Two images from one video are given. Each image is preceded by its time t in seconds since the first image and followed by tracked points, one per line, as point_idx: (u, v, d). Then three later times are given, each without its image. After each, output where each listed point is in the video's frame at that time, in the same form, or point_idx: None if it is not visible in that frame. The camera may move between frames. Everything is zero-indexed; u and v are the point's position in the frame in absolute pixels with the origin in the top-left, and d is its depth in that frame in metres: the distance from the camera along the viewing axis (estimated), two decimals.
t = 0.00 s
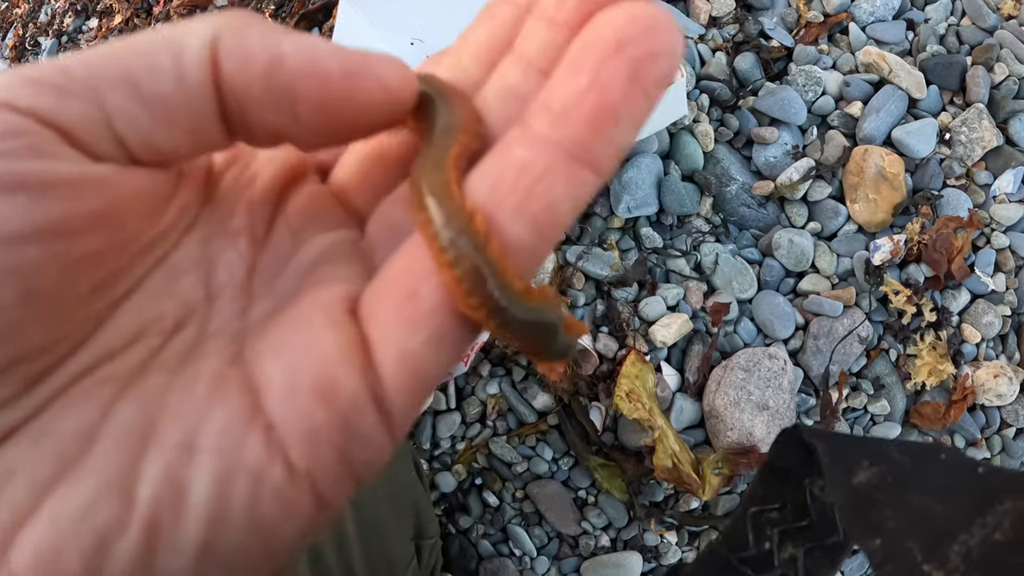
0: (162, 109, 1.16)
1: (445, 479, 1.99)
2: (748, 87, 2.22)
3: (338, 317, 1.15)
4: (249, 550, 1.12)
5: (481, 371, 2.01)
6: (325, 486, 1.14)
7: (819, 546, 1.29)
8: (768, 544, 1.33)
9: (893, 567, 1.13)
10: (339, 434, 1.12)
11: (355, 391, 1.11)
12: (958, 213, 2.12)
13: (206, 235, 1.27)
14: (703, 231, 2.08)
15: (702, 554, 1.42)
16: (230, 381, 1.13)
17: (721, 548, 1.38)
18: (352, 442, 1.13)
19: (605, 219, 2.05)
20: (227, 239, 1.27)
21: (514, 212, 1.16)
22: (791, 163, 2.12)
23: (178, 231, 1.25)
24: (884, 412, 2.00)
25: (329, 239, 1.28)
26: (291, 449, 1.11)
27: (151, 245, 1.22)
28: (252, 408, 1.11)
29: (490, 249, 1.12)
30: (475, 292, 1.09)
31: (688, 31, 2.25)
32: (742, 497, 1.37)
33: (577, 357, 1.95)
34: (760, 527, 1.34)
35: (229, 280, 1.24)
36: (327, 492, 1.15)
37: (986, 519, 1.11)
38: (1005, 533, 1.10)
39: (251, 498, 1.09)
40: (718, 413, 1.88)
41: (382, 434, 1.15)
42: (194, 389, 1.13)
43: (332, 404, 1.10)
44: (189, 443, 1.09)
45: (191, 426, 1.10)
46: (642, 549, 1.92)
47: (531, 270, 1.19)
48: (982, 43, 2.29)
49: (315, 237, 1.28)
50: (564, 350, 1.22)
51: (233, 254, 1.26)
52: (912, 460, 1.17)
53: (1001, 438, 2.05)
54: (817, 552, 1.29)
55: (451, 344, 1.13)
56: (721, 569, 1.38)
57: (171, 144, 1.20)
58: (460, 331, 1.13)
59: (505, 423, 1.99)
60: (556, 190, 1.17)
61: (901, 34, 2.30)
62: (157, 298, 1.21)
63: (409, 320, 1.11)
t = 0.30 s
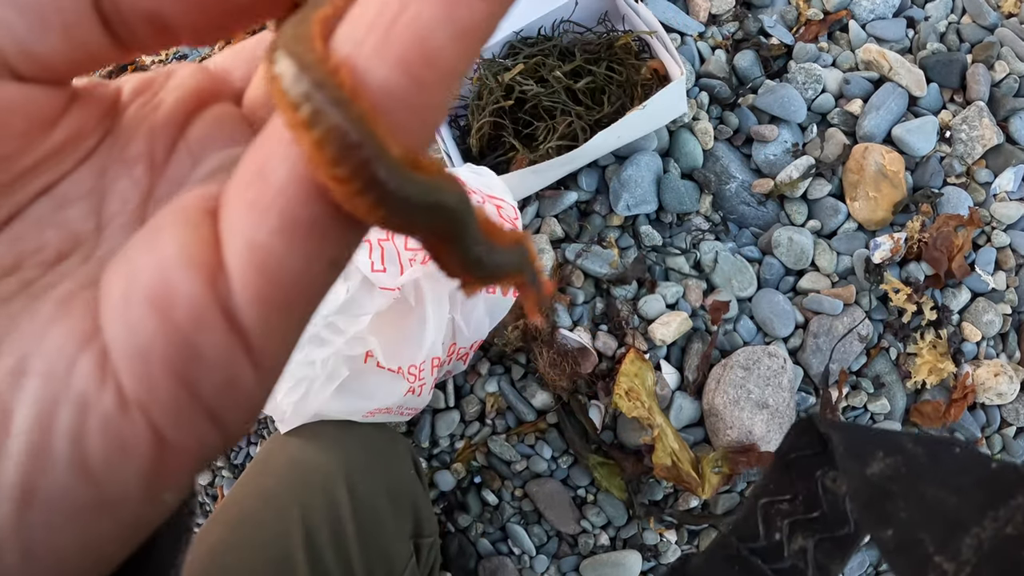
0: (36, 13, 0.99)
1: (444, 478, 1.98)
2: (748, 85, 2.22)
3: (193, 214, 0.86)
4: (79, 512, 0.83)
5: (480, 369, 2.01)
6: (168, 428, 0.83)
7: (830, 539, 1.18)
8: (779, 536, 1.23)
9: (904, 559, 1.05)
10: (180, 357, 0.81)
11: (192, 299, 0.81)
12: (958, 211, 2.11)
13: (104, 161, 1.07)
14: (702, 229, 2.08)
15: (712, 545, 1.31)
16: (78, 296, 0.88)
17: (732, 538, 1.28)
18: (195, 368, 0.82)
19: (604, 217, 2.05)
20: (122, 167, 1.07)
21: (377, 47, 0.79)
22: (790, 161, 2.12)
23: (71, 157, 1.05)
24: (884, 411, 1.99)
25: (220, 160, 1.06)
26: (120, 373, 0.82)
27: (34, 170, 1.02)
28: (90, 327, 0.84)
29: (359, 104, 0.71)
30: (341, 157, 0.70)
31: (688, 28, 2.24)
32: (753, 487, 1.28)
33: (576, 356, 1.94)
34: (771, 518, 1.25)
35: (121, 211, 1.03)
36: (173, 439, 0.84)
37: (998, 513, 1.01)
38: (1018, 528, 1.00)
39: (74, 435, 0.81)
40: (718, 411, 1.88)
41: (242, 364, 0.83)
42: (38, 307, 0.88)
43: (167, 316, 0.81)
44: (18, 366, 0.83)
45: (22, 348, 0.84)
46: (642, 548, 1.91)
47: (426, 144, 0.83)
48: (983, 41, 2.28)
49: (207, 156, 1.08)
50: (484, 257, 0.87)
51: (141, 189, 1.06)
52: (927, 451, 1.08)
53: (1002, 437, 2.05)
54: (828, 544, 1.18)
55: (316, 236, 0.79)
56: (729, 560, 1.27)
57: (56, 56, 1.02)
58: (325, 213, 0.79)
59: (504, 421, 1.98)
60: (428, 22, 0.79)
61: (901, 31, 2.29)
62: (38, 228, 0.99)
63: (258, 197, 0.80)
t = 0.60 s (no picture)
0: None
1: (445, 478, 1.98)
2: (749, 84, 2.21)
3: (141, 185, 0.84)
4: (29, 490, 0.82)
5: (481, 369, 2.00)
6: (111, 406, 0.81)
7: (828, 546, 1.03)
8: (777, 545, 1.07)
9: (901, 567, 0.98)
10: (121, 330, 0.80)
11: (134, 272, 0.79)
12: (959, 211, 2.11)
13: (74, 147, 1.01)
14: (703, 229, 2.08)
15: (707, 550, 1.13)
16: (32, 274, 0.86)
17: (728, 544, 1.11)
18: (137, 341, 0.80)
19: (605, 216, 2.05)
20: (91, 151, 1.00)
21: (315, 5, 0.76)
22: (792, 161, 2.11)
23: (43, 141, 1.01)
24: (885, 410, 1.99)
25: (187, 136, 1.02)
26: (63, 345, 0.80)
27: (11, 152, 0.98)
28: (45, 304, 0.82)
29: (306, 74, 0.69)
30: (294, 136, 0.68)
31: (688, 28, 2.24)
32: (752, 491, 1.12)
33: (576, 355, 1.94)
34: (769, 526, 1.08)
35: (92, 192, 0.96)
36: (116, 416, 0.82)
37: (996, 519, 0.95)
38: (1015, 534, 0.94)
39: (19, 411, 0.80)
40: (719, 411, 1.88)
41: (184, 336, 0.81)
42: None
43: (109, 289, 0.80)
44: None
45: None
46: (642, 548, 1.91)
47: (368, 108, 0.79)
48: (984, 41, 2.27)
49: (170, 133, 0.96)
50: (444, 240, 0.88)
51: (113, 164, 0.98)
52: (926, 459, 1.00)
53: (1002, 438, 2.05)
54: (826, 552, 1.03)
55: (257, 204, 0.78)
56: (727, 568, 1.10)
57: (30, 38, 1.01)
58: (269, 181, 0.77)
59: (505, 421, 1.98)
60: None
61: (902, 31, 2.28)
62: (6, 212, 0.94)
63: (199, 166, 0.78)
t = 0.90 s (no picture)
0: None
1: (445, 478, 1.98)
2: (749, 84, 2.21)
3: (123, 173, 0.84)
4: (15, 480, 0.83)
5: (481, 369, 2.00)
6: (93, 394, 0.82)
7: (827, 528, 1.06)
8: (777, 526, 1.14)
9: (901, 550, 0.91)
10: (102, 317, 0.80)
11: (117, 260, 0.80)
12: (959, 211, 2.10)
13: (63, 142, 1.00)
14: (704, 229, 2.08)
15: (711, 535, 1.27)
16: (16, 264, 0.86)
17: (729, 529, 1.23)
18: (118, 328, 0.80)
19: (605, 216, 2.05)
20: (81, 145, 0.99)
21: None
22: (792, 161, 2.11)
23: (34, 135, 0.99)
24: (885, 411, 1.99)
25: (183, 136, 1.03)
26: (44, 332, 0.80)
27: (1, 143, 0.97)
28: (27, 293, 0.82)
29: (279, 61, 0.69)
30: (268, 121, 0.67)
31: (688, 27, 2.24)
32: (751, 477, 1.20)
33: (576, 355, 1.94)
34: (768, 508, 1.15)
35: (79, 184, 0.95)
36: (98, 405, 0.83)
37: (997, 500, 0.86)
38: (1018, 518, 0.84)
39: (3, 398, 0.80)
40: (719, 411, 1.88)
41: (166, 323, 0.82)
42: None
43: (90, 276, 0.80)
44: None
45: None
46: (642, 548, 1.91)
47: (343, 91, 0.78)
48: (984, 41, 2.27)
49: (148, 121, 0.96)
50: (425, 235, 0.85)
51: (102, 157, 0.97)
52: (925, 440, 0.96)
53: (1003, 438, 2.05)
54: (826, 535, 1.07)
55: (233, 190, 0.78)
56: (727, 550, 1.22)
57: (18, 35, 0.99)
58: (241, 166, 0.77)
59: (505, 421, 1.98)
60: None
61: (902, 31, 2.28)
62: None
63: (176, 151, 0.78)
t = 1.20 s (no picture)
0: (13, 16, 0.99)
1: (444, 477, 1.98)
2: (749, 83, 2.21)
3: (146, 189, 0.85)
4: (37, 459, 0.82)
5: (480, 368, 2.00)
6: (120, 384, 0.82)
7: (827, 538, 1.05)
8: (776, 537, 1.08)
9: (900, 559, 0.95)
10: (127, 320, 0.80)
11: (147, 266, 0.81)
12: (959, 211, 2.10)
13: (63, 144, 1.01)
14: (702, 229, 2.07)
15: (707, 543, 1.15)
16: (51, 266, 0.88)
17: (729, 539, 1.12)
18: (142, 330, 0.80)
19: (604, 216, 2.05)
20: (97, 162, 1.00)
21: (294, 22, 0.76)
22: (791, 160, 2.11)
23: (52, 151, 1.01)
24: (884, 411, 1.99)
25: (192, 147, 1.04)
26: (75, 330, 0.81)
27: (21, 159, 0.99)
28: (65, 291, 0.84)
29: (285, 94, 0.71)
30: (277, 153, 0.69)
31: (688, 27, 2.24)
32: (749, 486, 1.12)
33: (575, 355, 1.94)
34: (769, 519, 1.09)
35: (97, 200, 0.96)
36: (125, 393, 0.82)
37: (993, 512, 0.91)
38: (1013, 527, 0.90)
39: (33, 389, 0.80)
40: (718, 411, 1.88)
41: (186, 324, 0.81)
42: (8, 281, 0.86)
43: (119, 282, 0.81)
44: None
45: None
46: (641, 548, 1.91)
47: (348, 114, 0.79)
48: (984, 40, 2.27)
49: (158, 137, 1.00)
50: (429, 242, 0.88)
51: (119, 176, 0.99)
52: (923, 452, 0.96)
53: (1002, 438, 2.05)
54: (825, 545, 1.05)
55: (247, 202, 0.78)
56: (726, 561, 1.11)
57: (41, 57, 1.03)
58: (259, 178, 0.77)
59: (504, 421, 1.98)
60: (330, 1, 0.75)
61: (902, 30, 2.28)
62: (17, 217, 0.94)
63: (193, 168, 0.79)
